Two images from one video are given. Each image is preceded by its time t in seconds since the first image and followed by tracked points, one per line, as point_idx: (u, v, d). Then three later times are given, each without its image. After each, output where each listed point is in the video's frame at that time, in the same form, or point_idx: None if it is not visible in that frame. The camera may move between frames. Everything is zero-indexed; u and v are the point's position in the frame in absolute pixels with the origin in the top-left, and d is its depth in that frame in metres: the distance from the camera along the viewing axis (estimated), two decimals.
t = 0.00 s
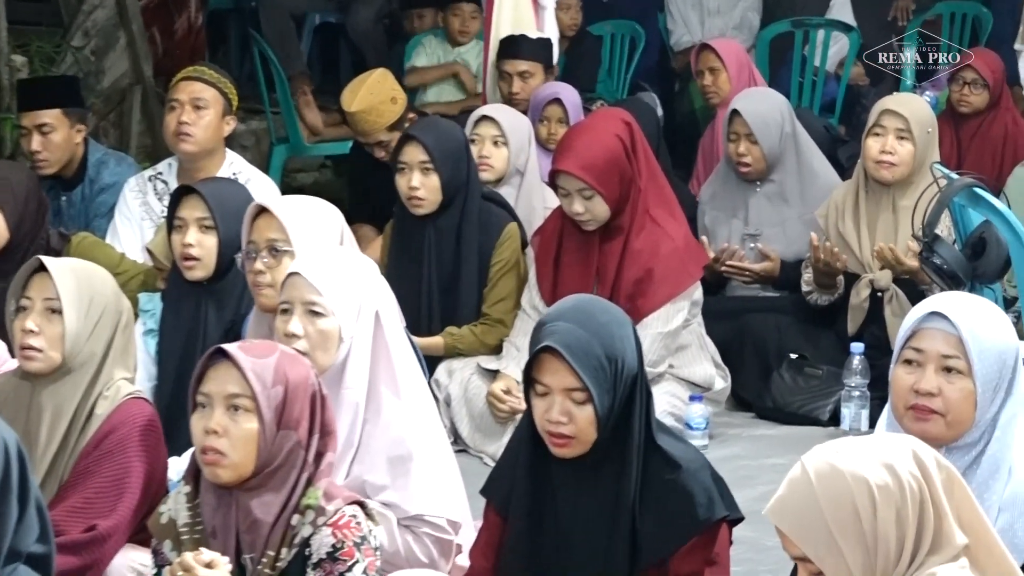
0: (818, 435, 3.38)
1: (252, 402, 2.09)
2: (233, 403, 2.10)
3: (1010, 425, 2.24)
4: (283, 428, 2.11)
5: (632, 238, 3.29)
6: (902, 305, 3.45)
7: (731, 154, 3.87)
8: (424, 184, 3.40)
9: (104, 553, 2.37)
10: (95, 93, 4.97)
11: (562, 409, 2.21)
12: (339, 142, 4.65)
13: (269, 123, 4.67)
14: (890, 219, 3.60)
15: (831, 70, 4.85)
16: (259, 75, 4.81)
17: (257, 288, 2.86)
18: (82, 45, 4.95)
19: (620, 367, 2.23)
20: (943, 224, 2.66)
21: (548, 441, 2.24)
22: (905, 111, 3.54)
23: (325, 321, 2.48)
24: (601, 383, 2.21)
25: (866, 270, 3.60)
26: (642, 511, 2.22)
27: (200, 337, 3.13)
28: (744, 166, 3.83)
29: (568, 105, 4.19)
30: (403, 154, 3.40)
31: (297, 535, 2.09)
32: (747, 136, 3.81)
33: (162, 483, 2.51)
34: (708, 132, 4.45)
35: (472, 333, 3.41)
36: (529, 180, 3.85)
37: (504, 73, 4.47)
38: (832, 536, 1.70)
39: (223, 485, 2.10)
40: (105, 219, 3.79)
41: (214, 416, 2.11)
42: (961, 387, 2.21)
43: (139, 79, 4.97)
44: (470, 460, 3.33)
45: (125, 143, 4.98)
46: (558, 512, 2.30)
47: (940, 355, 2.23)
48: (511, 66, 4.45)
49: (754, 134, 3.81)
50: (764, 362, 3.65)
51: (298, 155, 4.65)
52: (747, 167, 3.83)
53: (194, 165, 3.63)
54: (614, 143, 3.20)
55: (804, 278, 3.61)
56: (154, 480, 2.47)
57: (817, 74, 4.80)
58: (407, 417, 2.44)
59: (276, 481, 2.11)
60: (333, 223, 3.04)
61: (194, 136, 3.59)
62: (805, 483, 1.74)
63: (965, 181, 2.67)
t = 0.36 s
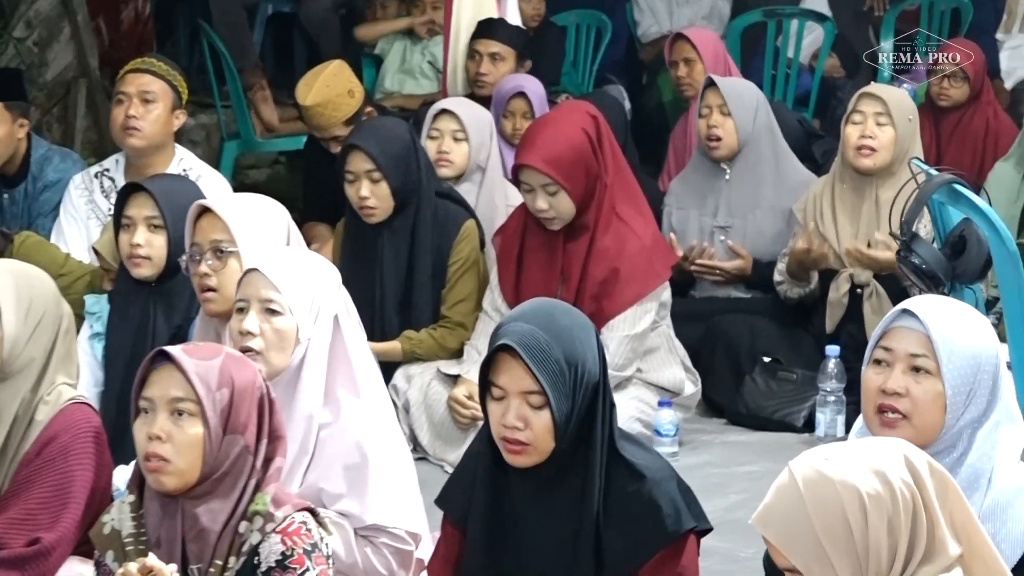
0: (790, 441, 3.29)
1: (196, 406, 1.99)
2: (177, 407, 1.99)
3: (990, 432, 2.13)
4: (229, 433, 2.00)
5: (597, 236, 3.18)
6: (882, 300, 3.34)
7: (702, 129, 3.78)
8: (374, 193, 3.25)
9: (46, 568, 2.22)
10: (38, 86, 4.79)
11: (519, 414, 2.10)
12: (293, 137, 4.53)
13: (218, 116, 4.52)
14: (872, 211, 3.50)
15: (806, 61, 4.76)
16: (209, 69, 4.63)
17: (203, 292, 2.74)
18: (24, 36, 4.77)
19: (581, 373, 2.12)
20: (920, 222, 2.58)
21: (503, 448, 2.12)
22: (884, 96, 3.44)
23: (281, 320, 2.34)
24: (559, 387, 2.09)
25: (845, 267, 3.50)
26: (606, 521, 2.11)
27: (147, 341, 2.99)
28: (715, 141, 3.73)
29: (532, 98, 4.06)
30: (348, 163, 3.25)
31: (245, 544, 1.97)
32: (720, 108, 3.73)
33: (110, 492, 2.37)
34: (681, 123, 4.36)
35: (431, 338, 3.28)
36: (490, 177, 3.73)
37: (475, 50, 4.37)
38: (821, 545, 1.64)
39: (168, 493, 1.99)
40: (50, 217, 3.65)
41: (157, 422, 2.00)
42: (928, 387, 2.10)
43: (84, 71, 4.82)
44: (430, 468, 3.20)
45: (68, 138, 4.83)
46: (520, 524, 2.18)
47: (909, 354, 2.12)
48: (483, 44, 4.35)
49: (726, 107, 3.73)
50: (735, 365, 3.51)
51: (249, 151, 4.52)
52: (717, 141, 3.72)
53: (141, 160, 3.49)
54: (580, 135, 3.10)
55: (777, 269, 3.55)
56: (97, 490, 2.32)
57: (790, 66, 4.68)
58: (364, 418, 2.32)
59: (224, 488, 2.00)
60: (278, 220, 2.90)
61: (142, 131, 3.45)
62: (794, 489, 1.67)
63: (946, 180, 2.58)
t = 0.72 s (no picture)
0: (764, 443, 3.28)
1: (164, 411, 1.95)
2: (145, 412, 1.95)
3: (960, 434, 2.11)
4: (199, 436, 1.96)
5: (569, 235, 3.15)
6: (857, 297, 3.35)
7: (683, 128, 3.75)
8: (332, 216, 3.20)
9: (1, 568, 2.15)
10: (4, 85, 4.67)
11: (495, 415, 2.08)
12: (261, 137, 4.49)
13: (188, 117, 4.50)
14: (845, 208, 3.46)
15: (780, 59, 4.77)
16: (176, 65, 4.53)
17: (173, 292, 2.70)
18: None
19: (557, 373, 2.09)
20: (894, 222, 2.56)
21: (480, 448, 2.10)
22: (854, 91, 3.41)
23: (262, 330, 2.30)
24: (534, 388, 2.07)
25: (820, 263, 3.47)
26: (580, 521, 2.09)
27: (114, 344, 2.95)
28: (697, 140, 3.70)
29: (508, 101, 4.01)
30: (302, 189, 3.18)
31: (216, 547, 1.94)
32: (700, 108, 3.71)
33: (67, 490, 2.30)
34: (658, 116, 4.35)
35: (401, 339, 3.25)
36: (460, 176, 3.69)
37: (451, 45, 4.32)
38: (795, 546, 1.62)
39: (138, 497, 1.96)
40: (15, 218, 3.60)
41: (124, 426, 1.96)
42: (892, 389, 2.10)
43: (51, 70, 4.71)
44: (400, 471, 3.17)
45: (35, 137, 4.73)
46: (496, 524, 2.16)
47: (873, 355, 2.12)
48: (459, 40, 4.31)
49: (706, 105, 3.70)
50: (709, 368, 3.47)
51: (218, 151, 4.46)
52: (699, 142, 3.70)
53: (107, 161, 3.45)
54: (552, 133, 3.07)
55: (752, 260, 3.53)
56: (53, 489, 2.26)
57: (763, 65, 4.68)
58: (342, 426, 2.29)
59: (193, 491, 1.97)
60: (248, 218, 2.84)
61: (108, 131, 3.40)
62: (769, 490, 1.65)
63: (918, 180, 2.57)
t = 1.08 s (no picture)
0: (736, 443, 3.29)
1: (143, 411, 1.94)
2: (123, 412, 1.94)
3: (927, 431, 2.13)
4: (177, 436, 1.96)
5: (541, 236, 3.15)
6: (828, 293, 3.33)
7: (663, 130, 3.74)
8: (302, 217, 3.20)
9: None
10: None
11: (474, 418, 2.06)
12: (233, 136, 4.50)
13: (159, 116, 4.49)
14: (818, 206, 3.49)
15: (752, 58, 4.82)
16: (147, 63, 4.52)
17: (144, 290, 2.69)
18: None
19: (532, 374, 2.08)
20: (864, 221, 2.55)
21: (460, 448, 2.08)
22: (821, 90, 3.48)
23: (239, 335, 2.28)
24: (511, 390, 2.05)
25: (790, 261, 3.50)
26: (556, 521, 2.08)
27: (86, 344, 2.93)
28: (677, 142, 3.70)
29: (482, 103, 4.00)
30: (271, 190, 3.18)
31: (192, 548, 1.93)
32: (679, 111, 3.71)
33: (32, 492, 2.26)
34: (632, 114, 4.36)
35: (372, 339, 3.24)
36: (432, 177, 3.70)
37: (425, 42, 4.32)
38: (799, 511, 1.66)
39: (115, 498, 1.94)
40: None
41: (103, 426, 1.94)
42: (853, 384, 2.11)
43: (21, 69, 4.63)
44: (373, 470, 3.17)
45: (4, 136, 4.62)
46: (471, 522, 2.14)
47: (833, 351, 2.13)
48: (433, 39, 4.31)
49: (684, 109, 3.70)
50: (680, 367, 3.50)
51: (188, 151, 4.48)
52: (680, 145, 3.70)
53: (79, 161, 3.43)
54: (526, 134, 3.07)
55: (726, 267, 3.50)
56: (15, 490, 2.21)
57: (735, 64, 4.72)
58: (319, 432, 2.25)
59: (171, 491, 1.96)
60: (221, 218, 2.82)
61: (81, 130, 3.38)
62: (776, 457, 1.69)
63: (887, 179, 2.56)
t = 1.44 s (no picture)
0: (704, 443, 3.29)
1: (121, 411, 1.92)
2: (101, 411, 1.93)
3: (890, 428, 2.14)
4: (154, 438, 1.94)
5: (511, 235, 3.15)
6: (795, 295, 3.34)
7: (628, 129, 3.75)
8: (277, 206, 3.18)
9: None
10: None
11: (440, 417, 2.05)
12: (201, 136, 4.45)
13: (126, 115, 4.44)
14: (785, 206, 3.49)
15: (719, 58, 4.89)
16: (116, 64, 4.49)
17: (110, 291, 2.67)
18: None
19: (498, 372, 2.08)
20: (833, 220, 2.54)
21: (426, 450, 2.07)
22: (788, 91, 3.49)
23: (205, 331, 2.29)
24: (477, 387, 2.05)
25: (758, 262, 3.51)
26: (522, 521, 2.07)
27: (54, 345, 2.91)
28: (642, 142, 3.71)
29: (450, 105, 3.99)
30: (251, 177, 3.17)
31: (165, 551, 1.92)
32: (646, 110, 3.70)
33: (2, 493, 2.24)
34: (598, 115, 4.36)
35: (340, 338, 3.24)
36: (400, 177, 3.68)
37: (397, 41, 4.32)
38: (806, 482, 1.76)
39: (89, 498, 1.93)
40: None
41: (79, 425, 1.93)
42: (817, 381, 2.13)
43: None
44: (341, 470, 3.17)
45: None
46: (436, 525, 2.12)
47: (796, 349, 2.16)
48: (406, 37, 4.30)
49: (651, 108, 3.70)
50: (648, 366, 3.51)
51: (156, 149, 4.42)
52: (644, 143, 3.70)
53: (49, 159, 3.41)
54: (497, 134, 3.07)
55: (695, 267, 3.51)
56: None
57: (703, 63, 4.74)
58: (285, 429, 2.24)
59: (146, 493, 1.95)
60: (187, 218, 2.82)
61: (51, 129, 3.37)
62: (798, 433, 1.78)
63: (853, 179, 2.55)
